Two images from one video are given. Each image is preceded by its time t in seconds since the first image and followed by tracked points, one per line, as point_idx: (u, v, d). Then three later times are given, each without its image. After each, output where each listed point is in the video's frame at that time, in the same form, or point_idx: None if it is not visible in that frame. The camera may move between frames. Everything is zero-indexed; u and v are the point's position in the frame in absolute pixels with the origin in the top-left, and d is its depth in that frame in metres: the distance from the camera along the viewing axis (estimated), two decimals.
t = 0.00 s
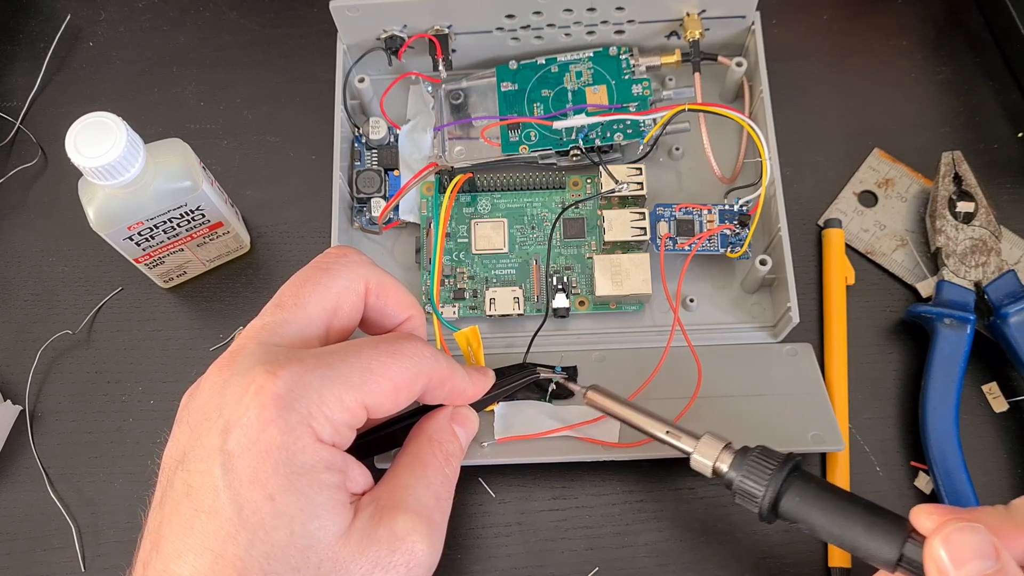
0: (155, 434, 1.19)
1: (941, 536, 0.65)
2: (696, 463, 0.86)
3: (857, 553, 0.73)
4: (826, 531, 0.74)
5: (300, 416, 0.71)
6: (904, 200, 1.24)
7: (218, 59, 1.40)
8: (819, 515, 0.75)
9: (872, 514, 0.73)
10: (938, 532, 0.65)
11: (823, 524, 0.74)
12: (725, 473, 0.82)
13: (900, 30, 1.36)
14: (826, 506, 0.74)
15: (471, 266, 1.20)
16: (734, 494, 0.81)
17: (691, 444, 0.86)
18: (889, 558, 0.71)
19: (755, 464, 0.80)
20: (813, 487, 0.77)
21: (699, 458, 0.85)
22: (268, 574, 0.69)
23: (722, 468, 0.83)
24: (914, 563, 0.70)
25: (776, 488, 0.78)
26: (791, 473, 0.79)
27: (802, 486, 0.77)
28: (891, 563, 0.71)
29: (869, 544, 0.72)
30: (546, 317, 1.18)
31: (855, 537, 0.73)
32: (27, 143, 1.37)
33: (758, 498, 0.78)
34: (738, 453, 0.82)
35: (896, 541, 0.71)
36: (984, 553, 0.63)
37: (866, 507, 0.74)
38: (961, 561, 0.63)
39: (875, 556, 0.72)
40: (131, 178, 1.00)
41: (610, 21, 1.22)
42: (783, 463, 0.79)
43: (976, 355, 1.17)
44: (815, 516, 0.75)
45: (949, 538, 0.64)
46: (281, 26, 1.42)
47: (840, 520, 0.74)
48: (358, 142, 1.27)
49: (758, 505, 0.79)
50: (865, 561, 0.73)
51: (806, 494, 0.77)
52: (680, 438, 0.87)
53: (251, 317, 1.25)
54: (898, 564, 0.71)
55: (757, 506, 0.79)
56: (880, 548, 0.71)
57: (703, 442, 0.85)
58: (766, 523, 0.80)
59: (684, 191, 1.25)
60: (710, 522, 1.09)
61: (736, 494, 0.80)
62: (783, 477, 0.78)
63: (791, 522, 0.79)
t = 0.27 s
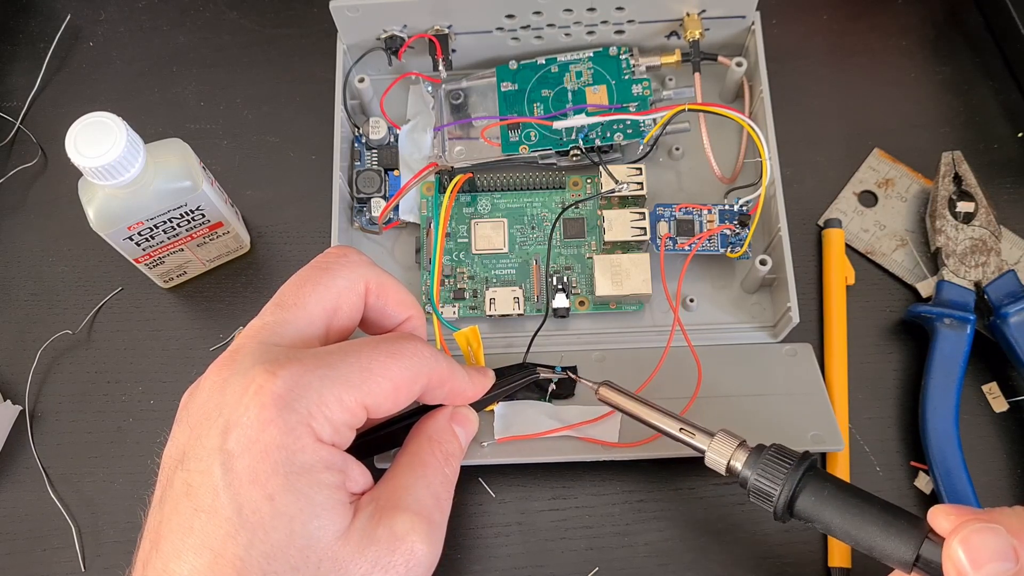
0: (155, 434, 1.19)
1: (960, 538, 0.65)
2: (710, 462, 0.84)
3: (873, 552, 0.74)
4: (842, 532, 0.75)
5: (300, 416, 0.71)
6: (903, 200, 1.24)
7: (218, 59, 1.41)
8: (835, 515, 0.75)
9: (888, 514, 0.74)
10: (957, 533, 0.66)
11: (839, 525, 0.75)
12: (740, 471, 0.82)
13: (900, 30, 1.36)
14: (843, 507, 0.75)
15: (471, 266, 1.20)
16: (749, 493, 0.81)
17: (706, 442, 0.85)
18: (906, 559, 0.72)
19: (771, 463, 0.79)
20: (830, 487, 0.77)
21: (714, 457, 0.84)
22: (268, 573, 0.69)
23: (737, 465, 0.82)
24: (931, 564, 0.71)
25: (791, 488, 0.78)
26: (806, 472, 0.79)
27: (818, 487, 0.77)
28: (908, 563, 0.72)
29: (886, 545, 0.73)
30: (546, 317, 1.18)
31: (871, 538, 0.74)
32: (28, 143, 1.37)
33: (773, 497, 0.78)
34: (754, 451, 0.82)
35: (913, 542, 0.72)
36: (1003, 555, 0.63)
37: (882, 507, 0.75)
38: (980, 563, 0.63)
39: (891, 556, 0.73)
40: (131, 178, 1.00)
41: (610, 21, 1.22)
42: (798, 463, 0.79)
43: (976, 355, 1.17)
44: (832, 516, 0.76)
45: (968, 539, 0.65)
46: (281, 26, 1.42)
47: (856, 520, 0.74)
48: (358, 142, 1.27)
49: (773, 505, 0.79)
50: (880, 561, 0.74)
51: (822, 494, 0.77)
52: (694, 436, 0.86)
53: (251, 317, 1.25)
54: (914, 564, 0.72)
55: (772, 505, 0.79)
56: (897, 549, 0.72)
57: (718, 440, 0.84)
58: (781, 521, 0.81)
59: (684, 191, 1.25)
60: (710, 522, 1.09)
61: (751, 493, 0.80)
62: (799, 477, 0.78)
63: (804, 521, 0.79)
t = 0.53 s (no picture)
0: (155, 434, 1.19)
1: (960, 536, 0.66)
2: (712, 460, 0.85)
3: (876, 551, 0.75)
4: (844, 529, 0.76)
5: (299, 416, 0.71)
6: (903, 200, 1.24)
7: (218, 59, 1.40)
8: (837, 513, 0.76)
9: (890, 511, 0.75)
10: (958, 531, 0.66)
11: (840, 521, 0.76)
12: (742, 469, 0.82)
13: (900, 30, 1.36)
14: (844, 503, 0.76)
15: (470, 266, 1.20)
16: (751, 492, 0.81)
17: (708, 440, 0.85)
18: (907, 556, 0.72)
19: (773, 462, 0.80)
20: (831, 485, 0.78)
21: (716, 455, 0.84)
22: (266, 573, 0.69)
23: (739, 464, 0.82)
24: (933, 561, 0.71)
25: (793, 486, 0.78)
26: (808, 471, 0.79)
27: (820, 484, 0.78)
28: (909, 560, 0.72)
29: (887, 543, 0.73)
30: (546, 317, 1.18)
31: (873, 535, 0.74)
32: (28, 143, 1.37)
33: (776, 496, 0.79)
34: (756, 450, 0.82)
35: (914, 540, 0.72)
36: (1004, 552, 0.63)
37: (884, 505, 0.75)
38: (980, 560, 0.63)
39: (892, 553, 0.74)
40: (131, 178, 1.00)
41: (610, 21, 1.22)
42: (801, 461, 0.79)
43: (976, 355, 1.17)
44: (834, 514, 0.76)
45: (968, 537, 0.65)
46: (281, 26, 1.42)
47: (857, 517, 0.75)
48: (358, 142, 1.27)
49: (776, 503, 0.79)
50: (882, 559, 0.74)
51: (824, 491, 0.78)
52: (697, 434, 0.85)
53: (251, 317, 1.25)
54: (915, 561, 0.72)
55: (775, 503, 0.79)
56: (898, 546, 0.73)
57: (720, 437, 0.84)
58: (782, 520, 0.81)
59: (684, 191, 1.25)
60: (710, 522, 1.09)
61: (753, 491, 0.81)
62: (801, 474, 0.79)
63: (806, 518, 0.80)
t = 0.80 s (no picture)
0: (155, 434, 1.19)
1: (975, 532, 0.66)
2: (724, 456, 0.84)
3: (888, 547, 0.75)
4: (858, 525, 0.76)
5: (299, 416, 0.71)
6: (904, 200, 1.24)
7: (217, 59, 1.40)
8: (850, 509, 0.76)
9: (904, 508, 0.75)
10: (972, 527, 0.66)
11: (854, 518, 0.76)
12: (754, 465, 0.81)
13: (900, 30, 1.36)
14: (857, 500, 0.76)
15: (471, 266, 1.20)
16: (763, 487, 0.80)
17: (720, 436, 0.84)
18: (921, 553, 0.73)
19: (786, 458, 0.79)
20: (845, 481, 0.78)
21: (728, 450, 0.83)
22: (266, 573, 0.69)
23: (751, 460, 0.81)
24: (946, 558, 0.72)
25: (807, 482, 0.78)
26: (822, 466, 0.79)
27: (833, 480, 0.78)
28: (923, 557, 0.73)
29: (901, 539, 0.74)
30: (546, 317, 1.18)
31: (886, 532, 0.75)
32: (28, 143, 1.37)
33: (789, 492, 0.78)
34: (768, 445, 0.81)
35: (928, 537, 0.73)
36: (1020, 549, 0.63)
37: (897, 502, 0.76)
38: (995, 557, 0.64)
39: (906, 550, 0.74)
40: (131, 178, 1.00)
41: (610, 21, 1.22)
42: (814, 457, 0.79)
43: (976, 355, 1.17)
44: (847, 510, 0.76)
45: (983, 533, 0.65)
46: (281, 26, 1.42)
47: (871, 514, 0.75)
48: (358, 142, 1.27)
49: (788, 499, 0.79)
50: (894, 555, 0.75)
51: (837, 487, 0.77)
52: (709, 429, 0.85)
53: (251, 317, 1.25)
54: (929, 558, 0.73)
55: (787, 499, 0.79)
56: (911, 543, 0.74)
57: (733, 434, 0.83)
58: (794, 515, 0.81)
59: (684, 191, 1.25)
60: (710, 521, 1.09)
61: (765, 487, 0.80)
62: (814, 471, 0.78)
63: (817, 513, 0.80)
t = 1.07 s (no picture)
0: (155, 434, 1.19)
1: (976, 532, 0.66)
2: (725, 456, 0.84)
3: (889, 547, 0.75)
4: (858, 526, 0.76)
5: (298, 416, 0.71)
6: (903, 200, 1.24)
7: (218, 59, 1.40)
8: (851, 510, 0.76)
9: (904, 509, 0.75)
10: (973, 527, 0.66)
11: (854, 518, 0.76)
12: (755, 466, 0.81)
13: (900, 30, 1.36)
14: (858, 501, 0.76)
15: (470, 266, 1.20)
16: (764, 488, 0.80)
17: (721, 436, 0.84)
18: (921, 553, 0.73)
19: (786, 458, 0.79)
20: (845, 481, 0.78)
21: (728, 451, 0.83)
22: (265, 573, 0.69)
23: (751, 461, 0.81)
24: (947, 558, 0.72)
25: (807, 483, 0.78)
26: (823, 466, 0.79)
27: (834, 481, 0.78)
28: (923, 557, 0.73)
29: (901, 539, 0.74)
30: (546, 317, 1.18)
31: (886, 532, 0.75)
32: (28, 143, 1.37)
33: (789, 492, 0.78)
34: (769, 446, 0.81)
35: (929, 537, 0.73)
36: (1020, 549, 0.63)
37: (898, 502, 0.76)
38: (996, 557, 0.64)
39: (907, 550, 0.74)
40: (131, 179, 1.00)
41: (610, 21, 1.22)
42: (814, 457, 0.79)
43: (976, 355, 1.17)
44: (847, 510, 0.76)
45: (984, 533, 0.65)
46: (281, 26, 1.42)
47: (871, 514, 0.75)
48: (358, 142, 1.27)
49: (789, 500, 0.79)
50: (895, 555, 0.75)
51: (838, 488, 0.77)
52: (710, 430, 0.85)
53: (251, 317, 1.25)
54: (929, 558, 0.73)
55: (788, 500, 0.79)
56: (911, 544, 0.73)
57: (734, 434, 0.83)
58: (796, 516, 0.81)
59: (684, 191, 1.25)
60: (710, 521, 1.09)
61: (766, 487, 0.80)
62: (815, 471, 0.78)
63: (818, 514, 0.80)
